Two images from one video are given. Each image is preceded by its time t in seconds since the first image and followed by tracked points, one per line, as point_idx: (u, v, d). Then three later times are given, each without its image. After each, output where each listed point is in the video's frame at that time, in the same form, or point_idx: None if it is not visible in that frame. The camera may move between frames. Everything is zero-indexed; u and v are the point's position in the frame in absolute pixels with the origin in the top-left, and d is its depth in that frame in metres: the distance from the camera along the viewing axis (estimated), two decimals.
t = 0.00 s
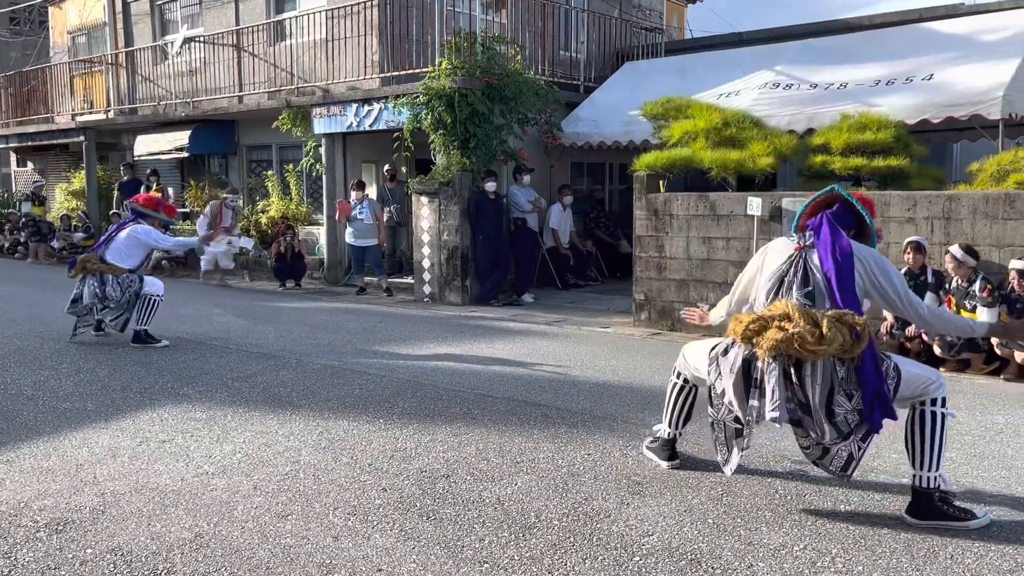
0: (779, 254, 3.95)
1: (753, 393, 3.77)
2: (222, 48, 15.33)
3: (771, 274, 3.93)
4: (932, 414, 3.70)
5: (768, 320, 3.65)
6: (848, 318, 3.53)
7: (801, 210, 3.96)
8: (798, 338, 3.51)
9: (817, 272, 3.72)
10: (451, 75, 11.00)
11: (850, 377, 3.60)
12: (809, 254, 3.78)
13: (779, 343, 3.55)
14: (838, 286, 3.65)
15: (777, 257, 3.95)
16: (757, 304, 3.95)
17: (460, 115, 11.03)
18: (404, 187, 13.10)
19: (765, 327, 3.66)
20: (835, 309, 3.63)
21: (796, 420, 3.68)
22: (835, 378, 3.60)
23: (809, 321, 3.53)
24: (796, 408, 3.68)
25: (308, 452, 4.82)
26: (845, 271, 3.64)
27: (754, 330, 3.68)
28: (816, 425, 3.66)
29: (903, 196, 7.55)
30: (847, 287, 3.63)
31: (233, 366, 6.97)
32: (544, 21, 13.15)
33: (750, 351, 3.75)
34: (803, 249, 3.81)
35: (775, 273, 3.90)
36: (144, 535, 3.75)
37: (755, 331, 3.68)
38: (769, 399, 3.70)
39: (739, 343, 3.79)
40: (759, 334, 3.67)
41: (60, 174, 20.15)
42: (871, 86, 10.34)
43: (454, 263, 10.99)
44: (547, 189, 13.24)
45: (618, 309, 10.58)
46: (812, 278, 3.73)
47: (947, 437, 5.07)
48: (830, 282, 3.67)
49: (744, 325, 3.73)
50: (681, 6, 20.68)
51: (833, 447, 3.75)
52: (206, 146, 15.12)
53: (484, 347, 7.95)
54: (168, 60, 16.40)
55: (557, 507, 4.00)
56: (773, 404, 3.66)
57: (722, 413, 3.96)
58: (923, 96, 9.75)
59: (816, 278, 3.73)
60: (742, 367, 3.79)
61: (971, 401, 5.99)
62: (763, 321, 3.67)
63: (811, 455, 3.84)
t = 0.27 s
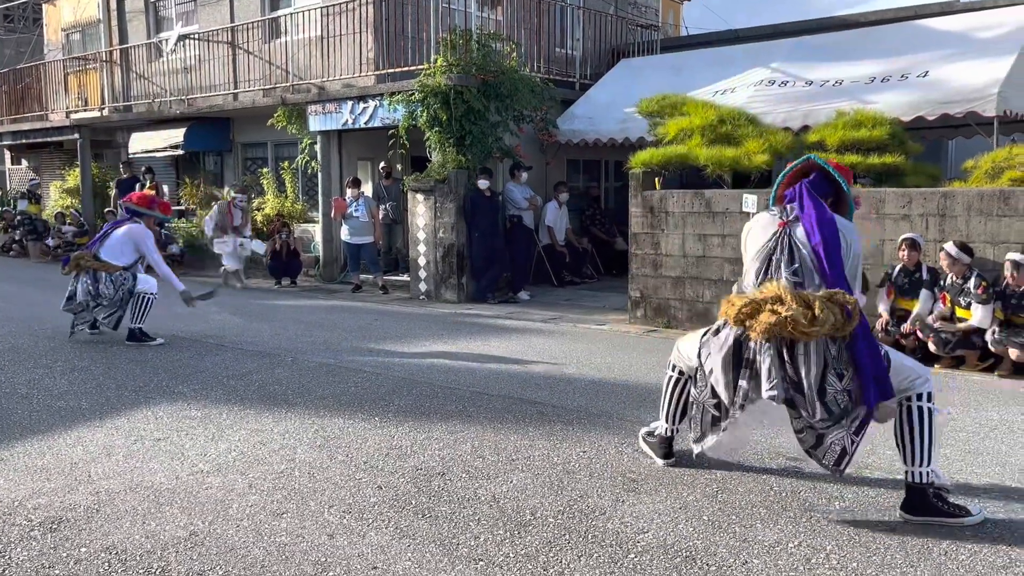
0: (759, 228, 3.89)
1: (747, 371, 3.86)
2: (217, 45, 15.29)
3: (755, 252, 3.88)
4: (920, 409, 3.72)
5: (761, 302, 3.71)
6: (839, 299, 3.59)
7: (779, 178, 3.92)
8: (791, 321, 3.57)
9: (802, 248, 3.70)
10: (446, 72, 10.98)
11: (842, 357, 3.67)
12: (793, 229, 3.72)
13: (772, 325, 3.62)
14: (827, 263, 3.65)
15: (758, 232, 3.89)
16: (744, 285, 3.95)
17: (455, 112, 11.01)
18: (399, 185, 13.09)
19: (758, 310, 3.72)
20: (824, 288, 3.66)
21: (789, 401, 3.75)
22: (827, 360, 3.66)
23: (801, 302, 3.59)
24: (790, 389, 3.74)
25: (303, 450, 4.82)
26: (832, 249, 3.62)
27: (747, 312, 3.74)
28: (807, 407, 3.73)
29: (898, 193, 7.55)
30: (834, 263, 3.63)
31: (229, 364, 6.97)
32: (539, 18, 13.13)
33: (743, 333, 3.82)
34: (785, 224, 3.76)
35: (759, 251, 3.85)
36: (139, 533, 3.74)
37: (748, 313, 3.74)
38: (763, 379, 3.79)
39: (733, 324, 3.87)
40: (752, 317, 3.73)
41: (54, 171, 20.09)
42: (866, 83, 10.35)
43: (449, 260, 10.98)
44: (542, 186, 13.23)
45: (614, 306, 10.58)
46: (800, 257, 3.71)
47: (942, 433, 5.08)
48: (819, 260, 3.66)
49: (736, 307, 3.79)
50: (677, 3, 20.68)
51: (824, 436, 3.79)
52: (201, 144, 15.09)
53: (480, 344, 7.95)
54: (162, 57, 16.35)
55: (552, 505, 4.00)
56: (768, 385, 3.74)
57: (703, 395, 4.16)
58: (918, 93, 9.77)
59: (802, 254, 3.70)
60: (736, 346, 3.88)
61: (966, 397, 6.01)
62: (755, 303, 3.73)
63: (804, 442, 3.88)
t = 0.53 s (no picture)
0: (698, 180, 4.13)
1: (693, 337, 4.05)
2: (211, 42, 15.25)
3: (697, 205, 4.11)
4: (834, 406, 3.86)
5: (699, 267, 3.92)
6: (774, 261, 3.80)
7: (722, 123, 4.16)
8: (727, 285, 3.79)
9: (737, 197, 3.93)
10: (441, 70, 10.95)
11: (780, 318, 3.84)
12: (727, 184, 3.97)
13: (710, 289, 3.83)
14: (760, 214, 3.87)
15: (698, 185, 4.13)
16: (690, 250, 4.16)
17: (450, 110, 10.97)
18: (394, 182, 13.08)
19: (697, 275, 3.92)
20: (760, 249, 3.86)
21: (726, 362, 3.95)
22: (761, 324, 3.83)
23: (735, 266, 3.80)
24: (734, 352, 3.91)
25: (299, 448, 4.81)
26: (763, 197, 3.84)
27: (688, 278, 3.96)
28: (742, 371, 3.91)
29: (893, 190, 7.55)
30: (766, 209, 3.85)
31: (224, 362, 6.96)
32: (534, 15, 13.12)
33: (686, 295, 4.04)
34: (720, 177, 4.00)
35: (699, 205, 4.09)
36: (134, 532, 3.73)
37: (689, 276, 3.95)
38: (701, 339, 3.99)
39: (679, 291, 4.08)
40: (693, 282, 3.94)
41: (48, 169, 20.03)
42: (860, 80, 10.36)
43: (445, 258, 10.98)
44: (538, 183, 13.22)
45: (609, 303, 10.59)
46: (736, 215, 3.93)
47: (936, 430, 5.09)
48: (751, 215, 3.89)
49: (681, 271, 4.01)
50: None
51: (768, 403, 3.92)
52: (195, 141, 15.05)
53: (475, 342, 7.95)
54: (156, 55, 16.30)
55: (548, 502, 4.00)
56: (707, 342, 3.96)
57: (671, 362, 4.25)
58: (912, 90, 9.78)
59: (737, 205, 3.93)
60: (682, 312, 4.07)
61: (960, 393, 6.03)
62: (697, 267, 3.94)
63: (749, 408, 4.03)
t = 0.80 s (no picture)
0: (679, 131, 4.38)
1: (664, 278, 4.32)
2: (206, 40, 15.21)
3: (677, 159, 4.37)
4: (776, 376, 4.13)
5: (680, 215, 4.18)
6: (750, 214, 4.05)
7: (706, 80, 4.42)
8: (702, 232, 4.04)
9: (714, 148, 4.19)
10: (437, 68, 10.93)
11: (747, 272, 4.11)
12: (706, 137, 4.23)
13: (686, 235, 4.09)
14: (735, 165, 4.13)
15: (679, 136, 4.38)
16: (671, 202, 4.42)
17: (446, 108, 10.95)
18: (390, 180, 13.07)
19: (677, 222, 4.19)
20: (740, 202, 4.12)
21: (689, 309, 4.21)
22: (729, 275, 4.10)
23: (713, 216, 4.05)
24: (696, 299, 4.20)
25: (294, 446, 4.80)
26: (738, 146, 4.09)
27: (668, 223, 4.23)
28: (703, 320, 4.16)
29: (888, 187, 7.56)
30: (741, 157, 4.11)
31: (219, 360, 6.95)
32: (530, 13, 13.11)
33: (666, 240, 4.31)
34: (699, 131, 4.26)
35: (680, 157, 4.34)
36: (129, 531, 3.73)
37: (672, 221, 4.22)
38: (673, 283, 4.26)
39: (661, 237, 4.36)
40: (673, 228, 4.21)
41: (43, 168, 19.96)
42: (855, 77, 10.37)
43: (441, 256, 10.98)
44: (534, 182, 13.22)
45: (605, 300, 10.60)
46: (715, 168, 4.19)
47: (930, 427, 5.10)
48: (727, 166, 4.15)
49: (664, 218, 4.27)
50: None
51: (710, 350, 4.17)
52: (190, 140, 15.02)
53: (471, 340, 7.95)
54: (151, 53, 16.25)
55: (544, 501, 4.00)
56: (677, 286, 4.23)
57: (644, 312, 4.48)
58: (907, 88, 9.80)
59: (714, 155, 4.19)
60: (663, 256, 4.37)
61: (955, 390, 6.05)
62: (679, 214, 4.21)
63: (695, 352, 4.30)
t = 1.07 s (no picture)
0: (683, 127, 4.33)
1: (674, 273, 4.28)
2: (202, 39, 15.18)
3: (683, 156, 4.32)
4: (781, 374, 4.12)
5: (696, 213, 4.13)
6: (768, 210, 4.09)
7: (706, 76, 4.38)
8: (721, 230, 4.01)
9: (722, 144, 4.15)
10: (433, 66, 10.91)
11: (760, 268, 4.12)
12: (712, 132, 4.18)
13: (705, 233, 4.04)
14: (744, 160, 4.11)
15: (684, 132, 4.33)
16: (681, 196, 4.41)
17: (442, 106, 10.93)
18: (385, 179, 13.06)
19: (693, 220, 4.14)
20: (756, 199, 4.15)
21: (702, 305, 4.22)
22: (744, 271, 4.11)
23: (731, 215, 4.02)
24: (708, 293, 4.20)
25: (291, 446, 4.80)
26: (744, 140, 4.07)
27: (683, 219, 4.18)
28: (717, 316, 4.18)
29: (883, 185, 7.56)
30: (750, 151, 4.09)
31: (215, 360, 6.94)
32: (526, 11, 13.10)
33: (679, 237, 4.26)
34: (705, 126, 4.20)
35: (686, 155, 4.30)
36: (125, 532, 3.72)
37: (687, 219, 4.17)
38: (687, 280, 4.23)
39: (671, 231, 4.31)
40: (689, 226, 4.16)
41: (37, 167, 19.90)
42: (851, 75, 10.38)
43: (437, 255, 10.97)
44: (530, 180, 13.21)
45: (601, 299, 10.60)
46: (725, 162, 4.17)
47: (927, 425, 5.11)
48: (735, 158, 4.13)
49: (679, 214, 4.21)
50: None
51: (721, 345, 4.22)
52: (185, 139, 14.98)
53: (467, 339, 7.94)
54: (146, 52, 16.22)
55: (541, 500, 3.99)
56: (690, 283, 4.21)
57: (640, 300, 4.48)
58: (903, 86, 9.80)
59: (722, 150, 4.16)
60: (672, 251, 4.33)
61: (951, 388, 6.05)
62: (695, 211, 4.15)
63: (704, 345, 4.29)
